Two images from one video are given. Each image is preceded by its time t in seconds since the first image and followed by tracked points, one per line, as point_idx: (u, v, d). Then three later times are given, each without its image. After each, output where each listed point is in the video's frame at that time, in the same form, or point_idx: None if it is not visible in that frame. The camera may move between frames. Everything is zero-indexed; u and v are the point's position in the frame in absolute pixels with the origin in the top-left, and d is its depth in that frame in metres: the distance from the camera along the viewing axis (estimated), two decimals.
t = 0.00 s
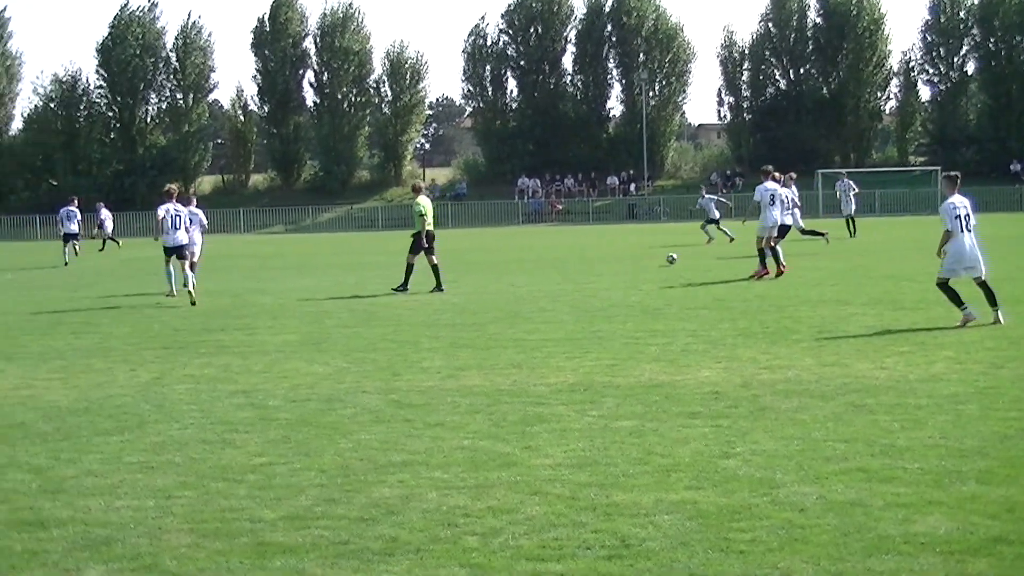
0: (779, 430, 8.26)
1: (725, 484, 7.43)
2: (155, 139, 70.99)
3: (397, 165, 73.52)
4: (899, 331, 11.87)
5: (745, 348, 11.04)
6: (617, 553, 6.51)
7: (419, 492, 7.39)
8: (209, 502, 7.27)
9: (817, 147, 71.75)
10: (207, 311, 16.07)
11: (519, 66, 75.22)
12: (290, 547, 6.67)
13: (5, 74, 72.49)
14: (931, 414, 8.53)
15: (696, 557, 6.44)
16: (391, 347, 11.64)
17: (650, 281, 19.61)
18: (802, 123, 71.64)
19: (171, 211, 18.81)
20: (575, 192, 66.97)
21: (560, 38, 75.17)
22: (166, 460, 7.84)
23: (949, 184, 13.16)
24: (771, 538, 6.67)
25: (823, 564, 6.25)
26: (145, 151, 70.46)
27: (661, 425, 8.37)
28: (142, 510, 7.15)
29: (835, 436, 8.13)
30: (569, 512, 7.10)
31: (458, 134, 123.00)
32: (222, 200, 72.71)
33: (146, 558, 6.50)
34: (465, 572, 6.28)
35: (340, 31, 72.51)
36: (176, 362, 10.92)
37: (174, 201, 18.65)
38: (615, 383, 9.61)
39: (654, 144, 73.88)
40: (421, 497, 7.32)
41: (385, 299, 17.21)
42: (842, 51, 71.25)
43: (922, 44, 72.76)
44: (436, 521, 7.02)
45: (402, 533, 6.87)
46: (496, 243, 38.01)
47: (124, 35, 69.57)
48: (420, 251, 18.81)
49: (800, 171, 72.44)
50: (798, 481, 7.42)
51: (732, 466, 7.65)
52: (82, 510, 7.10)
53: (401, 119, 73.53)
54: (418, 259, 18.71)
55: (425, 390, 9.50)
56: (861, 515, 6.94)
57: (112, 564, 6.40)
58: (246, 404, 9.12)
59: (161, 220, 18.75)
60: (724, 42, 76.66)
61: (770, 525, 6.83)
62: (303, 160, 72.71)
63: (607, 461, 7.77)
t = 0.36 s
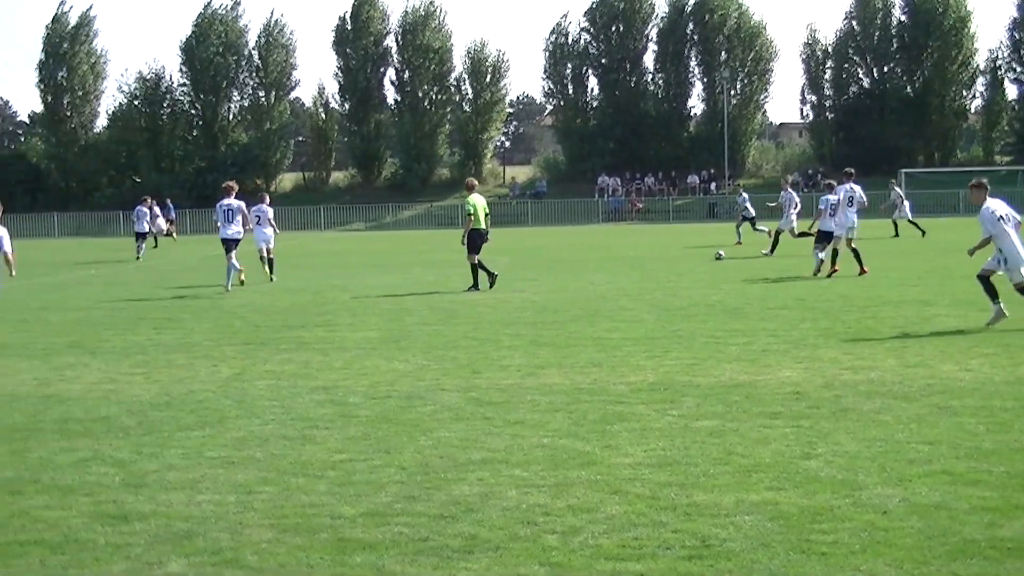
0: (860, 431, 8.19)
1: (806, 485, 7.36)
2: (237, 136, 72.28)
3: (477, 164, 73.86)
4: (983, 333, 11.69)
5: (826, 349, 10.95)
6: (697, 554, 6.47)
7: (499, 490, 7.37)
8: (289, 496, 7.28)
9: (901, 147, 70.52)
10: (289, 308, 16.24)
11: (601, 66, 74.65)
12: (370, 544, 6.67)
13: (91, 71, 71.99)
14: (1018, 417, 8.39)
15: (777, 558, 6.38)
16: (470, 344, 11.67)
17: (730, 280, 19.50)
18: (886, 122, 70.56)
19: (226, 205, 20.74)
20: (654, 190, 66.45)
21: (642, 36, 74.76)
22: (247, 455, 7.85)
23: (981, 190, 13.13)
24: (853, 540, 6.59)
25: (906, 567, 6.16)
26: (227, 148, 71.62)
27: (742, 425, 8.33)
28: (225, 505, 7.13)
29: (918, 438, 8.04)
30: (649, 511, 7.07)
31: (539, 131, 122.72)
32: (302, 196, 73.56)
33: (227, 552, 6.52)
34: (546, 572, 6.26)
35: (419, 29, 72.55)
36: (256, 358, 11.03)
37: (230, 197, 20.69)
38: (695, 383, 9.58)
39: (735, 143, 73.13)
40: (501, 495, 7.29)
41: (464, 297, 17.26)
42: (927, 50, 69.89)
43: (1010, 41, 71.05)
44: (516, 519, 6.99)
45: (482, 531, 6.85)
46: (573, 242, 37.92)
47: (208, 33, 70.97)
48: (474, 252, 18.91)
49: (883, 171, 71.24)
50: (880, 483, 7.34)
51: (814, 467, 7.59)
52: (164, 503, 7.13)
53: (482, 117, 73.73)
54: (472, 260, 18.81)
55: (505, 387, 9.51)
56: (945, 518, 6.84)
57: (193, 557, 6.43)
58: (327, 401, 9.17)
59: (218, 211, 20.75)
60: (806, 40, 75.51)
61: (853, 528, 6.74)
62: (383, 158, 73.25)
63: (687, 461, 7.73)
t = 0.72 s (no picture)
0: (931, 417, 8.11)
1: (878, 471, 7.29)
2: (307, 118, 72.62)
3: (545, 145, 73.33)
4: None
5: (898, 334, 10.83)
6: (767, 539, 6.42)
7: (568, 473, 7.33)
8: (358, 476, 7.25)
9: (976, 130, 68.15)
10: (358, 289, 16.34)
11: (671, 48, 73.36)
12: (439, 525, 6.65)
13: (162, 52, 72.38)
14: None
15: (849, 544, 6.31)
16: (539, 326, 11.68)
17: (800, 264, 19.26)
18: (960, 105, 68.31)
19: (272, 186, 20.94)
20: (725, 174, 65.05)
21: (713, 17, 73.04)
22: (316, 435, 7.87)
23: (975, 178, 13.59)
24: (927, 527, 6.48)
25: (981, 557, 6.06)
26: (296, 129, 71.96)
27: (813, 410, 8.27)
28: (294, 484, 7.13)
29: (992, 425, 7.92)
30: (719, 495, 7.02)
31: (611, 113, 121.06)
32: (369, 177, 74.40)
33: (297, 531, 6.53)
34: (613, 555, 6.25)
35: (488, 12, 72.26)
36: (326, 338, 11.13)
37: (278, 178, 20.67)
38: (765, 367, 9.53)
39: (806, 126, 71.00)
40: (570, 478, 7.27)
41: (533, 278, 17.25)
42: (1004, 30, 67.32)
43: None
44: (585, 501, 6.97)
45: (552, 513, 6.83)
46: (642, 224, 37.60)
47: (277, 15, 71.42)
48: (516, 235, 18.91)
49: (957, 154, 69.02)
50: (954, 470, 7.23)
51: (886, 453, 7.52)
52: (234, 482, 7.12)
53: (550, 98, 73.01)
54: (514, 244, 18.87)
55: (574, 370, 9.51)
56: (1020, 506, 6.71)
57: (263, 536, 6.46)
58: (395, 381, 9.22)
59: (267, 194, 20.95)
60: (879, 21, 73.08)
61: (927, 514, 6.64)
62: (451, 139, 73.28)
63: (757, 445, 7.68)
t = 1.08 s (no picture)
0: (1020, 406, 7.97)
1: (965, 458, 7.16)
2: (388, 96, 72.76)
3: (627, 125, 71.50)
4: None
5: (987, 321, 10.65)
6: (852, 524, 6.31)
7: (649, 453, 7.27)
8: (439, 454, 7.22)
9: None
10: (439, 267, 16.44)
11: (756, 27, 69.68)
12: (522, 504, 6.60)
13: (246, 29, 73.16)
14: None
15: (935, 531, 6.20)
16: (620, 306, 11.68)
17: (889, 249, 18.92)
18: None
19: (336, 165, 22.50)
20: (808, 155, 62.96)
21: None
22: (397, 412, 7.88)
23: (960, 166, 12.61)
24: (1017, 517, 6.34)
25: None
26: (378, 107, 72.04)
27: (899, 396, 8.18)
28: (376, 461, 7.04)
29: None
30: (803, 479, 6.92)
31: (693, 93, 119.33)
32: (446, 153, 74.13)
33: (379, 507, 6.49)
34: (697, 538, 6.19)
35: None
36: (407, 315, 11.24)
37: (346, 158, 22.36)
38: (850, 351, 9.44)
39: (892, 109, 67.75)
40: (652, 459, 7.18)
41: (614, 259, 17.18)
42: None
43: None
44: (667, 483, 6.89)
45: (633, 495, 6.76)
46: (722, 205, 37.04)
47: None
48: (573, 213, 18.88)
49: None
50: None
51: (973, 441, 7.39)
52: (317, 456, 7.10)
53: (634, 79, 71.26)
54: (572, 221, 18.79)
55: (656, 351, 9.49)
56: None
57: (346, 511, 6.41)
58: (477, 359, 9.26)
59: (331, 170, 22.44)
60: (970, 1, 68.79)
61: (1018, 504, 6.51)
62: (534, 119, 72.51)
63: (841, 431, 7.59)
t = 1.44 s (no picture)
0: None
1: None
2: (483, 86, 72.47)
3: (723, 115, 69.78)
4: None
5: None
6: (968, 520, 6.06)
7: (756, 446, 7.12)
8: (543, 446, 7.10)
9: None
10: (536, 257, 16.52)
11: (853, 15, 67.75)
12: (628, 496, 6.40)
13: (341, 21, 74.25)
14: None
15: None
16: (719, 297, 11.69)
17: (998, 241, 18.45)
18: None
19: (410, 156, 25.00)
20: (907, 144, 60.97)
21: None
22: (500, 403, 7.83)
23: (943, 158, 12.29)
24: None
25: None
26: (473, 98, 71.77)
27: (1009, 389, 7.99)
28: (480, 451, 6.95)
29: None
30: (913, 474, 6.69)
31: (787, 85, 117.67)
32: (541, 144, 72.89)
33: (485, 498, 6.32)
34: (807, 533, 5.93)
35: None
36: (507, 306, 11.35)
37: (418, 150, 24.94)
38: (956, 343, 9.27)
39: (993, 97, 64.72)
40: (758, 451, 7.03)
41: (712, 249, 17.13)
42: None
43: None
44: (775, 476, 6.70)
45: (741, 486, 6.57)
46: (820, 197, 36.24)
47: None
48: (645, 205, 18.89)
49: None
50: None
51: None
52: (420, 447, 7.01)
53: (729, 69, 70.06)
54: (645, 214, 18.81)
55: (758, 343, 9.42)
56: None
57: (452, 502, 6.25)
58: (577, 350, 9.26)
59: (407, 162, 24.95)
60: None
61: None
62: (629, 108, 71.00)
63: (951, 425, 7.41)
